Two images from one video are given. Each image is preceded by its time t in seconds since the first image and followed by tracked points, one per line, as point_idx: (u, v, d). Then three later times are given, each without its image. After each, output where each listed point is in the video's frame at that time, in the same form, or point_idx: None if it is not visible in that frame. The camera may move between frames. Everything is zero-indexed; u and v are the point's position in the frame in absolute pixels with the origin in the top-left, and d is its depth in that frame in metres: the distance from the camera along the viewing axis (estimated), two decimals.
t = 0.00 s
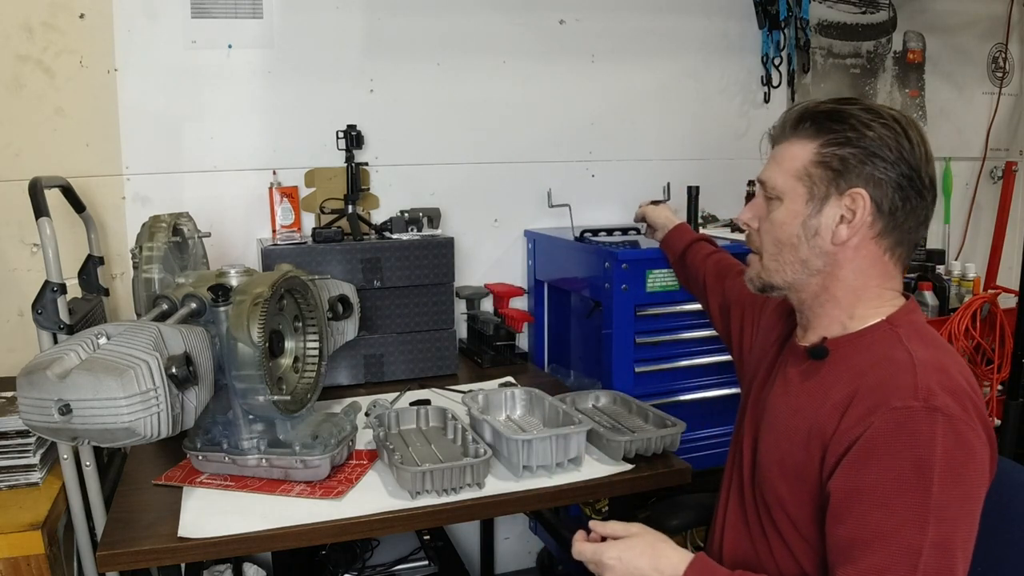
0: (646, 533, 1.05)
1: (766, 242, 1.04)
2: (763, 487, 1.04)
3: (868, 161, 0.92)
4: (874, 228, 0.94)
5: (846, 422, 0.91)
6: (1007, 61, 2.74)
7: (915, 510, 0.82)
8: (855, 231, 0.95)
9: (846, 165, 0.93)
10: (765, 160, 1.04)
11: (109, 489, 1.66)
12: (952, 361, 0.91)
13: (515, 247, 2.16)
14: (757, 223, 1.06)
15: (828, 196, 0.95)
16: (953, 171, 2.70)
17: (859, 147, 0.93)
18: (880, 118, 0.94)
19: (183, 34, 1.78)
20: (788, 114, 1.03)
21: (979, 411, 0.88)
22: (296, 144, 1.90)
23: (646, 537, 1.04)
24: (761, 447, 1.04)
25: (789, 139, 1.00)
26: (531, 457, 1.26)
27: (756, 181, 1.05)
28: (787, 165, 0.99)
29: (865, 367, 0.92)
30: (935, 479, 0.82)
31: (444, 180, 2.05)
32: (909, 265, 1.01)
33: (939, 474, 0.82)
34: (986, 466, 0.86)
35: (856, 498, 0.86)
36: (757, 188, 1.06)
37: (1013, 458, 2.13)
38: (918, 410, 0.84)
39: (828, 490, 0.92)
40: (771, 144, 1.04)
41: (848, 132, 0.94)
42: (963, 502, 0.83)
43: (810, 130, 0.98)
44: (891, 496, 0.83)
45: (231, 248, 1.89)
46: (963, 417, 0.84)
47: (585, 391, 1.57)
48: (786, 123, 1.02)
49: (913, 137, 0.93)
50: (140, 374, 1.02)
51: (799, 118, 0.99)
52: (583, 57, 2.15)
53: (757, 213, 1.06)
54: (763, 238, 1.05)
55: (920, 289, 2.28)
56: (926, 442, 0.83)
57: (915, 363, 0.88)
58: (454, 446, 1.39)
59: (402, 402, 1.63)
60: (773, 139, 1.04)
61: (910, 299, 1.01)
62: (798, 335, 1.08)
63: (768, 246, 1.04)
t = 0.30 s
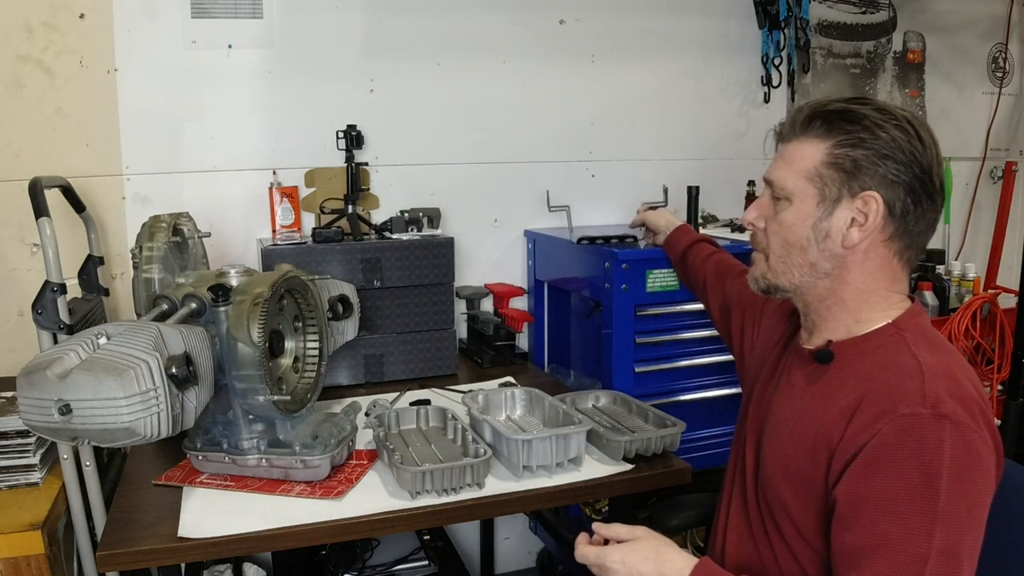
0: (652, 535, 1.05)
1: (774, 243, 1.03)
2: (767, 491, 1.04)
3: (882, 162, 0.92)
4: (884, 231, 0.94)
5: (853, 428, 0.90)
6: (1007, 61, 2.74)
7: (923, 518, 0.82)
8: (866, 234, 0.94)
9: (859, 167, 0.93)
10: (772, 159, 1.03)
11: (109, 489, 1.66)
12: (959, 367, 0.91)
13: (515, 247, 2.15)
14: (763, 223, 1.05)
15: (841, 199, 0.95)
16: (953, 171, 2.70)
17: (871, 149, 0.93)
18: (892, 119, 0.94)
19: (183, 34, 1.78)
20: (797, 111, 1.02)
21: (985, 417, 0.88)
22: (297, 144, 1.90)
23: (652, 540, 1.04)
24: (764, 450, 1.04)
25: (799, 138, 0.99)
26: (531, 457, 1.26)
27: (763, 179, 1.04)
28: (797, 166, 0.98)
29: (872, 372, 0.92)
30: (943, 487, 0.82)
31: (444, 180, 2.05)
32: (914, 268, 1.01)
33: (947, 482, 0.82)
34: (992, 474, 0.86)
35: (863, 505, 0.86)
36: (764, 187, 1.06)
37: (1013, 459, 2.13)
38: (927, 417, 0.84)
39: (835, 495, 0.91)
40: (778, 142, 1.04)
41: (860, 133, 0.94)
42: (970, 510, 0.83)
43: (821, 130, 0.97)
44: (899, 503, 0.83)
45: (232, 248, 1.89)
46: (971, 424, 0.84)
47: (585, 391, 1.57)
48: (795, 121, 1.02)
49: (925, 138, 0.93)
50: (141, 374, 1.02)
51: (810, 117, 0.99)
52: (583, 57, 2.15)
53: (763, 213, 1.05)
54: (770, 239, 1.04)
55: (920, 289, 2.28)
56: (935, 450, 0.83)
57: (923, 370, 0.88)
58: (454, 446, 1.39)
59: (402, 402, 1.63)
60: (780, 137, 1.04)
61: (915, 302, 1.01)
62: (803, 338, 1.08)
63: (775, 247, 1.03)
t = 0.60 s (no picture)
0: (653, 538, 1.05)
1: (779, 243, 1.03)
2: (768, 494, 1.04)
3: (892, 165, 0.92)
4: (892, 236, 0.94)
5: (856, 434, 0.90)
6: (1007, 61, 2.74)
7: (924, 527, 0.82)
8: (874, 238, 0.94)
9: (869, 169, 0.92)
10: (780, 156, 1.03)
11: (109, 489, 1.66)
12: (963, 373, 0.90)
13: (515, 247, 2.15)
14: (769, 220, 1.05)
15: (849, 201, 0.94)
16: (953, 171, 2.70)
17: (884, 151, 0.92)
18: (905, 120, 0.93)
19: (183, 34, 1.78)
20: (808, 107, 1.01)
21: (989, 425, 0.88)
22: (297, 144, 1.91)
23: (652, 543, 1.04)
24: (766, 454, 1.04)
25: (809, 136, 0.98)
26: (531, 457, 1.26)
27: (770, 176, 1.04)
28: (807, 164, 0.97)
29: (875, 378, 0.92)
30: (945, 497, 0.82)
31: (444, 180, 2.05)
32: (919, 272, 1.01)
33: (949, 491, 0.82)
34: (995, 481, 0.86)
35: (864, 513, 0.86)
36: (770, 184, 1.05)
37: (1013, 458, 2.13)
38: (930, 425, 0.84)
39: (837, 502, 0.92)
40: (786, 139, 1.03)
41: (873, 134, 0.93)
42: (971, 519, 0.83)
43: (832, 128, 0.96)
44: (901, 512, 0.83)
45: (232, 248, 1.89)
46: (974, 433, 0.84)
47: (585, 391, 1.57)
48: (805, 117, 1.00)
49: (937, 142, 0.93)
50: (141, 375, 1.02)
51: (822, 114, 0.98)
52: (583, 57, 2.15)
53: (768, 210, 1.05)
54: (774, 237, 1.04)
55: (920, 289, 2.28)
56: (938, 459, 0.83)
57: (927, 377, 0.88)
58: (454, 446, 1.39)
59: (402, 402, 1.63)
60: (790, 133, 1.03)
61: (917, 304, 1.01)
62: (806, 340, 1.09)
63: (779, 247, 1.03)
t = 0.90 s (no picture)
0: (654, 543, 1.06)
1: (788, 244, 1.02)
2: (769, 499, 1.04)
3: (910, 171, 0.91)
4: (905, 244, 0.94)
5: (863, 444, 0.90)
6: (1007, 61, 2.73)
7: (929, 540, 0.83)
8: (887, 245, 0.94)
9: (885, 173, 0.91)
10: (794, 154, 1.01)
11: (109, 489, 1.66)
12: (972, 382, 0.90)
13: (515, 247, 2.15)
14: (779, 219, 1.04)
15: (864, 206, 0.94)
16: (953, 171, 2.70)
17: (902, 156, 0.91)
18: (925, 124, 0.91)
19: (183, 34, 1.78)
20: (825, 105, 1.00)
21: (995, 436, 0.88)
22: (297, 144, 1.90)
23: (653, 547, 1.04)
24: (769, 459, 1.04)
25: (825, 135, 0.97)
26: (531, 457, 1.26)
27: (782, 174, 1.03)
28: (823, 166, 0.96)
29: (882, 386, 0.92)
30: (950, 511, 0.82)
31: (444, 180, 2.05)
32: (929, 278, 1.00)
33: (955, 505, 0.82)
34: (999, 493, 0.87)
35: (868, 523, 0.86)
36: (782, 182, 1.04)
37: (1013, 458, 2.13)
38: (939, 439, 0.84)
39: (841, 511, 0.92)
40: (801, 137, 1.01)
41: (891, 137, 0.92)
42: (976, 531, 0.83)
43: (849, 129, 0.95)
44: (906, 524, 0.84)
45: (231, 247, 1.89)
46: (981, 446, 0.84)
47: (585, 391, 1.57)
48: (822, 116, 0.99)
49: (957, 147, 0.91)
50: (140, 375, 1.02)
51: (840, 113, 0.96)
52: (583, 58, 2.15)
53: (778, 209, 1.04)
54: (784, 237, 1.03)
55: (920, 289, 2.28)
56: (945, 473, 0.83)
57: (935, 387, 0.88)
58: (454, 446, 1.39)
59: (402, 402, 1.63)
60: (805, 131, 1.01)
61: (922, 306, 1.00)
62: (811, 344, 1.09)
63: (789, 248, 1.02)
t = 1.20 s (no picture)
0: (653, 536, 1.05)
1: (798, 245, 1.02)
2: (775, 504, 1.04)
3: (925, 174, 0.90)
4: (919, 248, 0.93)
5: (871, 452, 0.90)
6: (1007, 61, 2.73)
7: (933, 551, 0.82)
8: (901, 249, 0.93)
9: (899, 175, 0.91)
10: (806, 154, 1.01)
11: (109, 489, 1.66)
12: (983, 393, 0.89)
13: (515, 247, 2.15)
14: (789, 219, 1.04)
15: (877, 210, 0.93)
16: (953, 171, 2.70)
17: (918, 158, 0.90)
18: (941, 125, 0.90)
19: (183, 34, 1.78)
20: (839, 104, 0.99)
21: (1006, 449, 0.87)
22: (296, 144, 1.90)
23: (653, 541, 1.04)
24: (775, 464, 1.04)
25: (839, 136, 0.96)
26: (531, 457, 1.26)
27: (794, 174, 1.03)
28: (837, 167, 0.96)
29: (892, 394, 0.91)
30: (955, 522, 0.82)
31: (444, 180, 2.05)
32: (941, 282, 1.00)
33: (960, 518, 0.82)
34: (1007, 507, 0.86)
35: (871, 532, 0.86)
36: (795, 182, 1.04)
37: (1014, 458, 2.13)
38: (946, 450, 0.83)
39: (846, 519, 0.92)
40: (816, 136, 1.01)
41: (906, 139, 0.91)
42: (981, 544, 0.83)
43: (863, 130, 0.95)
44: (911, 534, 0.83)
45: (231, 247, 1.89)
46: (990, 459, 0.83)
47: (585, 391, 1.57)
48: (836, 115, 0.98)
49: (974, 150, 0.90)
50: (140, 375, 1.02)
51: (856, 113, 0.95)
52: (584, 58, 2.15)
53: (788, 209, 1.04)
54: (795, 237, 1.03)
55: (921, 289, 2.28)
56: (951, 485, 0.82)
57: (945, 397, 0.87)
58: (454, 446, 1.39)
59: (402, 402, 1.63)
60: (819, 130, 1.01)
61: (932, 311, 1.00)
62: (820, 347, 1.09)
63: (799, 248, 1.02)
